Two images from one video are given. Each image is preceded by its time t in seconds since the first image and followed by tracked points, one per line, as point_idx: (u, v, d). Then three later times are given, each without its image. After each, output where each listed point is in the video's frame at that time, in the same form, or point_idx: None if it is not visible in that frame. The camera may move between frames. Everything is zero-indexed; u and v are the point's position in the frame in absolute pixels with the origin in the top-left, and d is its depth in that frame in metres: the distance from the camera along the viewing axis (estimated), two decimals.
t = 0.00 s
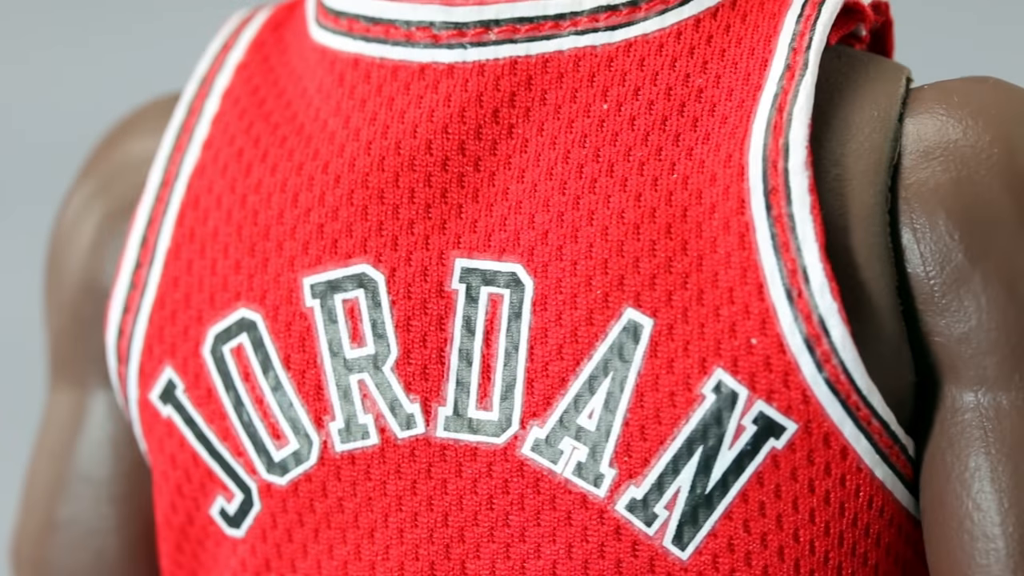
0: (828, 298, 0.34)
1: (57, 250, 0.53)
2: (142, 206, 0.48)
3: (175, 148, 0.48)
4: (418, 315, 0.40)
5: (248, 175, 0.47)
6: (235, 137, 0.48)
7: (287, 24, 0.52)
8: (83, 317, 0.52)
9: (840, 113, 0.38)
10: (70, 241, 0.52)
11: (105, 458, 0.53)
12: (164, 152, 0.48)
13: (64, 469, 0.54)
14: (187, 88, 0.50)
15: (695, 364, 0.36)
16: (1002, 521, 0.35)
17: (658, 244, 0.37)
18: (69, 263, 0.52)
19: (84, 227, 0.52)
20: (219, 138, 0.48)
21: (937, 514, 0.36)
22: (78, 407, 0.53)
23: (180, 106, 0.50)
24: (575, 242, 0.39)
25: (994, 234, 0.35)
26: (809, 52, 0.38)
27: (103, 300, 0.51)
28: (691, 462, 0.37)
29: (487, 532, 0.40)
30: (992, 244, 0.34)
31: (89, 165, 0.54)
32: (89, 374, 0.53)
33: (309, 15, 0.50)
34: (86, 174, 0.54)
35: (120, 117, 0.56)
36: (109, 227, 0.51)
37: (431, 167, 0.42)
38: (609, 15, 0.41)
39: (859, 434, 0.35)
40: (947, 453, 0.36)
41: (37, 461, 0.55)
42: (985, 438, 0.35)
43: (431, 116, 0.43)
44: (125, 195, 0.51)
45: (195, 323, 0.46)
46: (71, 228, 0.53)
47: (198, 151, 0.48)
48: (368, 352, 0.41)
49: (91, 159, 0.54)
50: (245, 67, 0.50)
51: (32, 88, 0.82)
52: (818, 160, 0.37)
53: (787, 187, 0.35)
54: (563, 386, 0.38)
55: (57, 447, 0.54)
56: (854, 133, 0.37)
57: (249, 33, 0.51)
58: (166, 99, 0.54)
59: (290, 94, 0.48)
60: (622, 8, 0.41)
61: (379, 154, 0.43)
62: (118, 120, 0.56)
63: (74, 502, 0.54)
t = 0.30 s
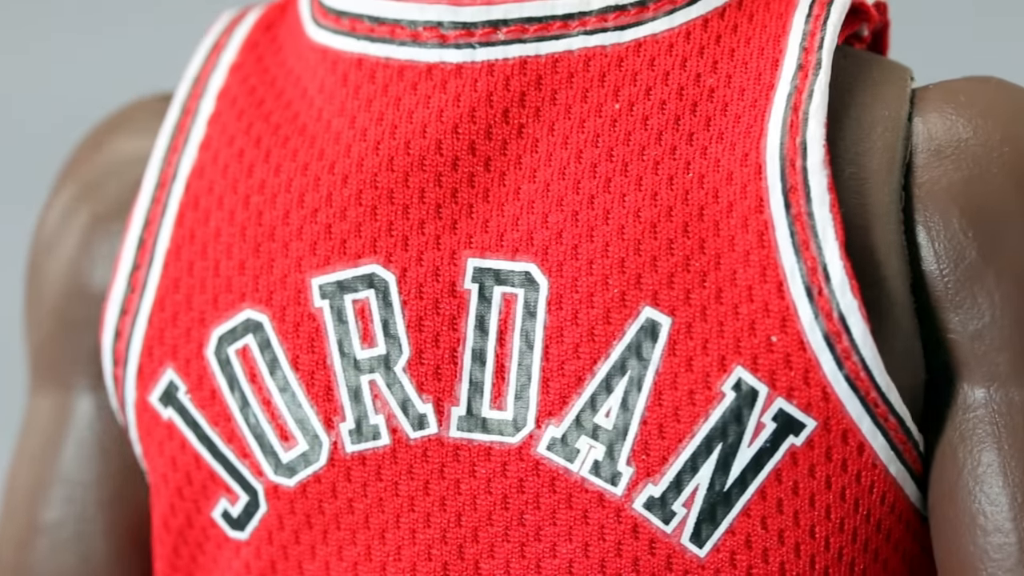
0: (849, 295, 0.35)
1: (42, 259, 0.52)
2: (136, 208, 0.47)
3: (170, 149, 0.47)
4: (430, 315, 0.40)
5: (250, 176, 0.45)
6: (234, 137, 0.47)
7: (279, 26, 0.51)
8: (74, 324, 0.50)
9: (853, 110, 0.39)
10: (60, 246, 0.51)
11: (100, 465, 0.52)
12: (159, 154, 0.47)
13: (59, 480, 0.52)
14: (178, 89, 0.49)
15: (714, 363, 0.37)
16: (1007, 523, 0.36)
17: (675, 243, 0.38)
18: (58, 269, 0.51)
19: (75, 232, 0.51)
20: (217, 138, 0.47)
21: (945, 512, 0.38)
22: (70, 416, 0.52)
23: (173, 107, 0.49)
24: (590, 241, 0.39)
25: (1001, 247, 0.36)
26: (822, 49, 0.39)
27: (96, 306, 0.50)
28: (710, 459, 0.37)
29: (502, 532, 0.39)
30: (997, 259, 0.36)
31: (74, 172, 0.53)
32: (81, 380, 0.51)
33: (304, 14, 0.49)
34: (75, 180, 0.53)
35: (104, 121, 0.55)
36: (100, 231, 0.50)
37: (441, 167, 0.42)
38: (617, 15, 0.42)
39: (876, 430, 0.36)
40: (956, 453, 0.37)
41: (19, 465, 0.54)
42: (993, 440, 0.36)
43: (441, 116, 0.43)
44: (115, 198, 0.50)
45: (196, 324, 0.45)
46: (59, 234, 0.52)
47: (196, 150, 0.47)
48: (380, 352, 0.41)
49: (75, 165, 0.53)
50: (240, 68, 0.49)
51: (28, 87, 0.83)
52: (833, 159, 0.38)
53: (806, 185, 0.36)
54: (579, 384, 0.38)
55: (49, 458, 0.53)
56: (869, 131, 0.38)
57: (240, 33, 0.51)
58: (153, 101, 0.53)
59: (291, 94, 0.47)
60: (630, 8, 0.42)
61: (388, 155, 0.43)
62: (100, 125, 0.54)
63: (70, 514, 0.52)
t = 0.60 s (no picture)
0: (870, 292, 0.37)
1: (22, 268, 0.50)
2: (133, 209, 0.45)
3: (168, 148, 0.45)
4: (444, 315, 0.40)
5: (255, 175, 0.44)
6: (234, 137, 0.45)
7: (273, 24, 0.49)
8: (68, 329, 0.48)
9: (865, 109, 0.40)
10: (45, 252, 0.49)
11: (95, 475, 0.50)
12: (156, 153, 0.45)
13: (49, 494, 0.49)
14: (172, 87, 0.47)
15: (735, 361, 0.38)
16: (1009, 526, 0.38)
17: (694, 241, 0.39)
18: (46, 274, 0.49)
19: (63, 235, 0.49)
20: (217, 137, 0.45)
21: (948, 512, 0.40)
22: (60, 426, 0.49)
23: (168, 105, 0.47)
24: (607, 240, 0.40)
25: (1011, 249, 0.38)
26: (832, 47, 0.41)
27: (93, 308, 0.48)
28: (730, 456, 0.38)
29: (519, 531, 0.40)
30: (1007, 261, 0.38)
31: (55, 177, 0.51)
32: (74, 388, 0.49)
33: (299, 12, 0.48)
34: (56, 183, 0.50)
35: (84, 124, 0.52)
36: (93, 233, 0.48)
37: (452, 167, 0.42)
38: (626, 15, 0.43)
39: (892, 426, 0.38)
40: (965, 453, 0.39)
41: None
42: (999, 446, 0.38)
43: (451, 115, 0.42)
44: (108, 199, 0.48)
45: (201, 326, 0.43)
46: (42, 240, 0.49)
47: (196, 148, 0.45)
48: (393, 353, 0.40)
49: (56, 170, 0.51)
50: (236, 66, 0.47)
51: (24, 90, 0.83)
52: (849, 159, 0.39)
53: (824, 184, 0.38)
54: (597, 383, 0.39)
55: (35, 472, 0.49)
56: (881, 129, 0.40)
57: (234, 32, 0.48)
58: (140, 102, 0.51)
59: (291, 93, 0.46)
60: (638, 8, 0.43)
61: (398, 155, 0.42)
62: (79, 128, 0.52)
63: (61, 528, 0.49)
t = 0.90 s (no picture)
0: (887, 291, 0.39)
1: (9, 280, 0.48)
2: (134, 209, 0.42)
3: (168, 148, 0.43)
4: (459, 314, 0.40)
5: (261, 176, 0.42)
6: (237, 137, 0.43)
7: (268, 27, 0.48)
8: (64, 334, 0.46)
9: (874, 111, 0.43)
10: (37, 259, 0.47)
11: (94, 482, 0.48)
12: (155, 153, 0.43)
13: (46, 503, 0.47)
14: (169, 88, 0.45)
15: (755, 358, 0.39)
16: (1008, 523, 0.40)
17: (711, 239, 0.40)
18: (38, 280, 0.47)
19: (56, 239, 0.47)
20: (218, 138, 0.43)
21: (953, 505, 0.42)
22: (56, 433, 0.47)
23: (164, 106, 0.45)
24: (623, 239, 0.40)
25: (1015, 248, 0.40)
26: (839, 46, 0.42)
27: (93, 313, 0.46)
28: (748, 454, 0.40)
29: (536, 531, 0.40)
30: (1013, 259, 0.40)
31: (40, 182, 0.49)
32: (72, 393, 0.47)
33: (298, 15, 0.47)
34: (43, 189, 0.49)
35: (68, 127, 0.51)
36: (91, 236, 0.46)
37: (465, 167, 0.41)
38: (633, 15, 0.43)
39: (906, 422, 0.40)
40: (970, 449, 0.41)
41: None
42: (999, 446, 0.40)
43: (463, 115, 0.42)
44: (105, 202, 0.47)
45: (208, 327, 0.41)
46: (32, 248, 0.47)
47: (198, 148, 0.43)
48: (408, 353, 0.40)
49: (41, 176, 0.49)
50: (233, 68, 0.46)
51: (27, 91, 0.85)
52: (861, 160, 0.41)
53: (840, 183, 0.39)
54: (614, 382, 0.39)
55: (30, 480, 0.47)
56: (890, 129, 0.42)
57: (228, 33, 0.47)
58: (126, 103, 0.50)
59: (293, 93, 0.44)
60: (646, 9, 0.43)
61: (410, 154, 0.42)
62: (63, 132, 0.51)
63: (58, 536, 0.48)
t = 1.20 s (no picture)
0: (903, 289, 0.40)
1: None
2: (138, 211, 0.40)
3: (171, 147, 0.41)
4: (476, 314, 0.39)
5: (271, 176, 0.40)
6: (242, 137, 0.41)
7: (264, 27, 0.46)
8: (60, 336, 0.44)
9: (881, 111, 0.44)
10: (24, 260, 0.45)
11: (91, 491, 0.45)
12: (158, 153, 0.41)
13: (40, 516, 0.44)
14: (167, 85, 0.42)
15: (772, 355, 0.40)
16: (1005, 515, 0.42)
17: (728, 238, 0.41)
18: (27, 280, 0.45)
19: (48, 239, 0.45)
20: (223, 138, 0.41)
21: (953, 498, 0.44)
22: (50, 439, 0.45)
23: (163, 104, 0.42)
24: (640, 238, 0.41)
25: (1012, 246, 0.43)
26: (845, 44, 0.43)
27: (91, 314, 0.44)
28: (765, 451, 0.41)
29: (555, 530, 0.40)
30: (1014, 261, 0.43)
31: (25, 182, 0.47)
32: (66, 395, 0.44)
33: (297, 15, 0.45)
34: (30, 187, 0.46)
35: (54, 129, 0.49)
36: (88, 235, 0.44)
37: (480, 166, 0.41)
38: (640, 15, 0.43)
39: (916, 419, 0.41)
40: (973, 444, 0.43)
41: None
42: (999, 445, 0.43)
43: (477, 114, 0.41)
44: (103, 199, 0.45)
45: (219, 329, 0.39)
46: (19, 250, 0.45)
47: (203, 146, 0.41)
48: (426, 353, 0.39)
49: (26, 176, 0.47)
50: (234, 67, 0.43)
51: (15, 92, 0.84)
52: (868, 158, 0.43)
53: (855, 181, 0.41)
54: (632, 381, 0.40)
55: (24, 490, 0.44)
56: (897, 126, 0.44)
57: (226, 30, 0.45)
58: (115, 104, 0.49)
59: (297, 93, 0.42)
60: (652, 9, 0.44)
61: (424, 154, 0.40)
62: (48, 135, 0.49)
63: (53, 551, 0.44)
